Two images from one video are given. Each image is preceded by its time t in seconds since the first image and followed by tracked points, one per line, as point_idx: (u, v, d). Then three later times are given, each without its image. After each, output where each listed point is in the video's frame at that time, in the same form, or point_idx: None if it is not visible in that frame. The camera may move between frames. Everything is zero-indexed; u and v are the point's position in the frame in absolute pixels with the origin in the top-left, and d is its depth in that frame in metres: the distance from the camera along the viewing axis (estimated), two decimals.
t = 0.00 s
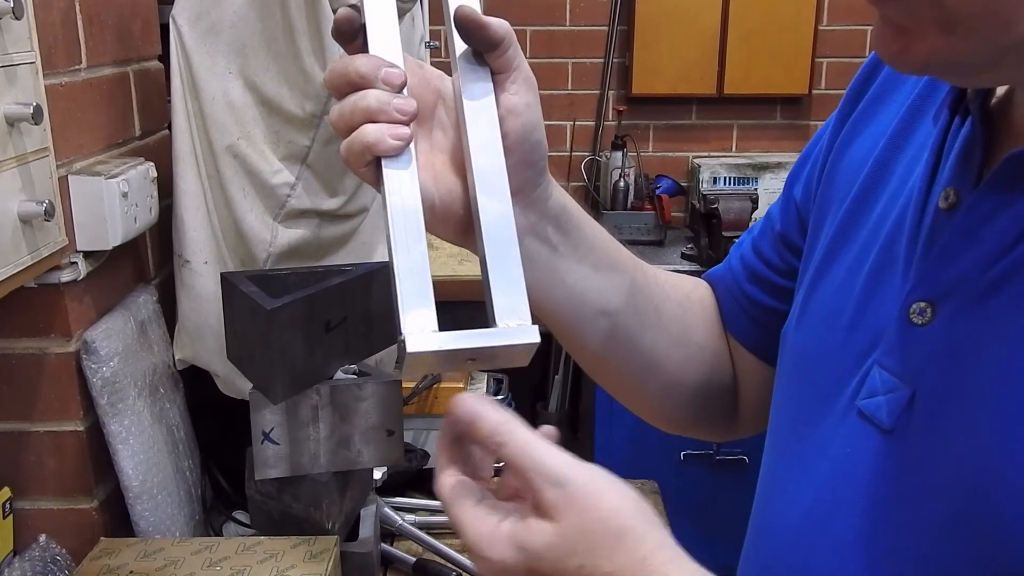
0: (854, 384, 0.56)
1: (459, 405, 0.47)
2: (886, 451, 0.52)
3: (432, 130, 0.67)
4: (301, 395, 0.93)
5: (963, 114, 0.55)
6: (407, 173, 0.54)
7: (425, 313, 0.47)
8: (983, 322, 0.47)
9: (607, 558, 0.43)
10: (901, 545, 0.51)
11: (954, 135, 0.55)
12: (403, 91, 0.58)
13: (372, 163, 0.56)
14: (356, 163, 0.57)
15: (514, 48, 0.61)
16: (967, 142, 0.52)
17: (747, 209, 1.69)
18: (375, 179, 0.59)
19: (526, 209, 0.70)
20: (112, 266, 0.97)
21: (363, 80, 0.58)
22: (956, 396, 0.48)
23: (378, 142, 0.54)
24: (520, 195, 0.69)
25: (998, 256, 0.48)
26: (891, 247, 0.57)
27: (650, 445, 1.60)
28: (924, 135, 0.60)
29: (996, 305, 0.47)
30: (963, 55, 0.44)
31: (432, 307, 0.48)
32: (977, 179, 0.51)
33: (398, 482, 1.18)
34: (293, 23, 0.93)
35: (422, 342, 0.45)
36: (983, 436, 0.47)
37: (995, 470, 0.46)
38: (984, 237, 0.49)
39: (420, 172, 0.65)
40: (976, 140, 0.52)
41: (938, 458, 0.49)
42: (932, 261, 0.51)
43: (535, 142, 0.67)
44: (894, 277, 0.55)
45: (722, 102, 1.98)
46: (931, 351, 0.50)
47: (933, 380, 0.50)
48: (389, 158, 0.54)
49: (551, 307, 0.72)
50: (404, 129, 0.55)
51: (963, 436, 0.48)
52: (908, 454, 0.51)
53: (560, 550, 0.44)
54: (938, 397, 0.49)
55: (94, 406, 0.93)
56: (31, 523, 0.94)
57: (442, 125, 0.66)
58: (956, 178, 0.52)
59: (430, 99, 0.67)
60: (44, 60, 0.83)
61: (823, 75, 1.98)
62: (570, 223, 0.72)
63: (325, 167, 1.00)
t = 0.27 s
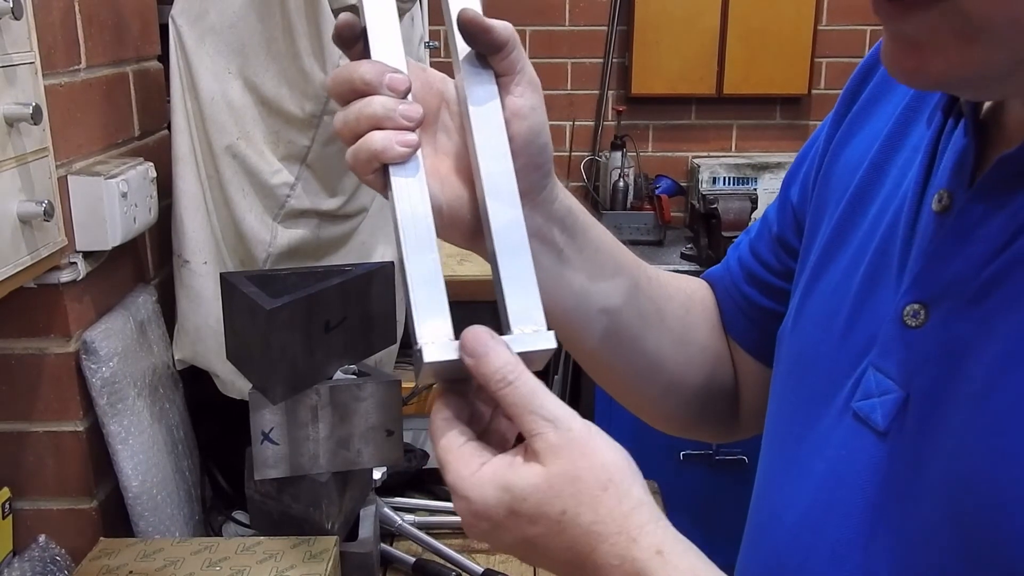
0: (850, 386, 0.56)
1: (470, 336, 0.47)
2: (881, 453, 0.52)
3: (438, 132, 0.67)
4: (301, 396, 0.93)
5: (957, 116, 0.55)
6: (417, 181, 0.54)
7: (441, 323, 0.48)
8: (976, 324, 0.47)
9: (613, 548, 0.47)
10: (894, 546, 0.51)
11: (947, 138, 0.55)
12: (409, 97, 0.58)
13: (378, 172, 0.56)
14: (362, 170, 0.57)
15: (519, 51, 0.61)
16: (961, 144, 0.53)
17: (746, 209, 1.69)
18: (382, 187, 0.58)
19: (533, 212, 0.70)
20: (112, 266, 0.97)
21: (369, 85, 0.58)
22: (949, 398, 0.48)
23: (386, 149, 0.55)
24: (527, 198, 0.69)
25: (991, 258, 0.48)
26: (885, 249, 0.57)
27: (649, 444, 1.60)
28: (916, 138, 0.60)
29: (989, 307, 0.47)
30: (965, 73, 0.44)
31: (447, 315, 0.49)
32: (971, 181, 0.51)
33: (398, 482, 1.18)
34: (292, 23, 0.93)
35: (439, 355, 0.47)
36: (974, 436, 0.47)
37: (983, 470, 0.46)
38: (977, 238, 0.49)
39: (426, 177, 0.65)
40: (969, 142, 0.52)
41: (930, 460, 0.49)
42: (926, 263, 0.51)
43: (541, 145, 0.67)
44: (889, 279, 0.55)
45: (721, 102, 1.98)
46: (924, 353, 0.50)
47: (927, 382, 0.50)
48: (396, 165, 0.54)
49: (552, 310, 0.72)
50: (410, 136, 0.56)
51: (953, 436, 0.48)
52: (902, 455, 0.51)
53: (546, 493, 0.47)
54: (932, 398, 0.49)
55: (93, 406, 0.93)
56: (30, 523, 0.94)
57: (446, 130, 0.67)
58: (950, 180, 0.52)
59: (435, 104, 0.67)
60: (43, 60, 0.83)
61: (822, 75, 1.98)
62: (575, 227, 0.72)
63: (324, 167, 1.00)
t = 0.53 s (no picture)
0: (848, 388, 0.56)
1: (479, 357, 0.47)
2: (879, 454, 0.52)
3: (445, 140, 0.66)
4: (301, 396, 0.93)
5: (952, 117, 0.55)
6: (424, 198, 0.54)
7: (449, 343, 0.48)
8: (972, 325, 0.48)
9: (641, 555, 0.46)
10: (893, 546, 0.51)
11: (943, 139, 0.55)
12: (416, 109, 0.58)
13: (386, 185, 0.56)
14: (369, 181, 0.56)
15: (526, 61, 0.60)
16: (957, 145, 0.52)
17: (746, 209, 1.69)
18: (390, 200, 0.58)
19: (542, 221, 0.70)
20: (112, 266, 0.97)
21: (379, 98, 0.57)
22: (946, 399, 0.48)
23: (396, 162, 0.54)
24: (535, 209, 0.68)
25: (988, 258, 0.48)
26: (882, 250, 0.56)
27: (649, 444, 1.60)
28: (914, 139, 0.59)
29: (986, 308, 0.47)
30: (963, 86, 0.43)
31: (454, 330, 0.49)
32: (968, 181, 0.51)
33: (398, 482, 1.18)
34: (292, 24, 0.93)
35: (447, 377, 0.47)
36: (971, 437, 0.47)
37: (979, 471, 0.46)
38: (974, 239, 0.49)
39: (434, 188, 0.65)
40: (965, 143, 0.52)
41: (928, 460, 0.49)
42: (923, 264, 0.51)
43: (549, 155, 0.66)
44: (886, 280, 0.55)
45: (721, 102, 1.98)
46: (922, 354, 0.50)
47: (925, 383, 0.50)
48: (405, 179, 0.54)
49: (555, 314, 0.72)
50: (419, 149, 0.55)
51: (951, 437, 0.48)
52: (900, 456, 0.51)
53: (572, 507, 0.47)
54: (930, 399, 0.49)
55: (93, 407, 0.93)
56: (31, 523, 0.94)
57: (453, 139, 0.66)
58: (947, 180, 0.52)
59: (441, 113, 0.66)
60: (43, 60, 0.83)
61: (822, 75, 1.98)
62: (582, 233, 0.72)
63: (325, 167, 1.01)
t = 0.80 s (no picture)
0: (851, 389, 0.56)
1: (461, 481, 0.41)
2: (883, 456, 0.52)
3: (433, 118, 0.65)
4: (301, 396, 0.93)
5: (954, 118, 0.55)
6: (413, 176, 0.52)
7: (440, 319, 0.45)
8: (976, 327, 0.47)
9: None
10: (897, 549, 0.51)
11: (945, 139, 0.54)
12: (403, 87, 0.57)
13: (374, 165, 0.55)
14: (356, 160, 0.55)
15: (513, 37, 0.58)
16: (960, 147, 0.52)
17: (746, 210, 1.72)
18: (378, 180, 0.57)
19: (536, 199, 0.68)
20: (112, 266, 0.97)
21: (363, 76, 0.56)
22: (949, 401, 0.48)
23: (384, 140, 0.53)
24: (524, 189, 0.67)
25: (991, 261, 0.47)
26: (884, 251, 0.56)
27: (650, 445, 1.60)
28: (913, 140, 0.59)
29: (988, 310, 0.47)
30: (969, 95, 0.41)
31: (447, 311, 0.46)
32: (970, 182, 0.51)
33: (398, 482, 1.17)
34: (292, 24, 0.93)
35: (442, 352, 0.44)
36: (977, 441, 0.47)
37: (987, 474, 0.46)
38: (978, 242, 0.49)
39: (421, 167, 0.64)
40: (967, 145, 0.52)
41: (932, 463, 0.49)
42: (926, 266, 0.51)
43: (538, 133, 0.65)
44: (887, 281, 0.55)
45: (721, 102, 1.97)
46: (926, 357, 0.50)
47: (928, 385, 0.49)
48: (393, 157, 0.53)
49: (550, 307, 0.73)
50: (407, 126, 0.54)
51: (956, 440, 0.48)
52: (903, 459, 0.51)
53: None
54: (932, 401, 0.49)
55: (94, 407, 0.93)
56: (31, 524, 0.94)
57: (441, 117, 0.64)
58: (949, 181, 0.52)
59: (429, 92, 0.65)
60: (44, 61, 0.82)
61: (822, 75, 1.98)
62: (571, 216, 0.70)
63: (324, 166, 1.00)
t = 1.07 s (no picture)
0: (852, 389, 0.56)
1: None
2: (885, 456, 0.52)
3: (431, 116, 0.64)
4: (302, 396, 0.93)
5: (955, 119, 0.54)
6: (412, 176, 0.52)
7: (438, 324, 0.45)
8: (978, 328, 0.47)
9: None
10: (899, 548, 0.51)
11: (946, 139, 0.54)
12: (404, 87, 0.56)
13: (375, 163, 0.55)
14: (355, 155, 0.55)
15: (516, 36, 0.58)
16: (962, 147, 0.52)
17: (745, 209, 1.73)
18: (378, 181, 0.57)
19: (533, 202, 0.68)
20: (112, 267, 0.97)
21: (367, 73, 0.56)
22: (950, 401, 0.48)
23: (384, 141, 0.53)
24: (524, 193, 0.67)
25: (993, 262, 0.47)
26: (885, 252, 0.56)
27: (650, 444, 1.60)
28: (913, 141, 0.59)
29: (990, 311, 0.47)
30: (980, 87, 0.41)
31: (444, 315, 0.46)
32: (972, 182, 0.51)
33: (398, 482, 1.17)
34: (292, 24, 0.94)
35: (439, 358, 0.44)
36: (980, 442, 0.47)
37: (990, 476, 0.46)
38: (980, 242, 0.48)
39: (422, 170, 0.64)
40: (969, 146, 0.52)
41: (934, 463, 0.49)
42: (927, 267, 0.51)
43: (539, 136, 0.64)
44: (888, 281, 0.55)
45: (721, 102, 1.98)
46: (927, 357, 0.50)
47: (929, 385, 0.49)
48: (393, 159, 0.53)
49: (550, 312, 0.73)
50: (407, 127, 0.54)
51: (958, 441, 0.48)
52: (906, 459, 0.51)
53: None
54: (933, 401, 0.49)
55: (94, 408, 0.93)
56: (31, 524, 0.94)
57: (442, 120, 0.64)
58: (950, 182, 0.52)
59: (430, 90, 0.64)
60: (44, 61, 0.83)
61: (822, 75, 1.98)
62: (567, 219, 0.70)
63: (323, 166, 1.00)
